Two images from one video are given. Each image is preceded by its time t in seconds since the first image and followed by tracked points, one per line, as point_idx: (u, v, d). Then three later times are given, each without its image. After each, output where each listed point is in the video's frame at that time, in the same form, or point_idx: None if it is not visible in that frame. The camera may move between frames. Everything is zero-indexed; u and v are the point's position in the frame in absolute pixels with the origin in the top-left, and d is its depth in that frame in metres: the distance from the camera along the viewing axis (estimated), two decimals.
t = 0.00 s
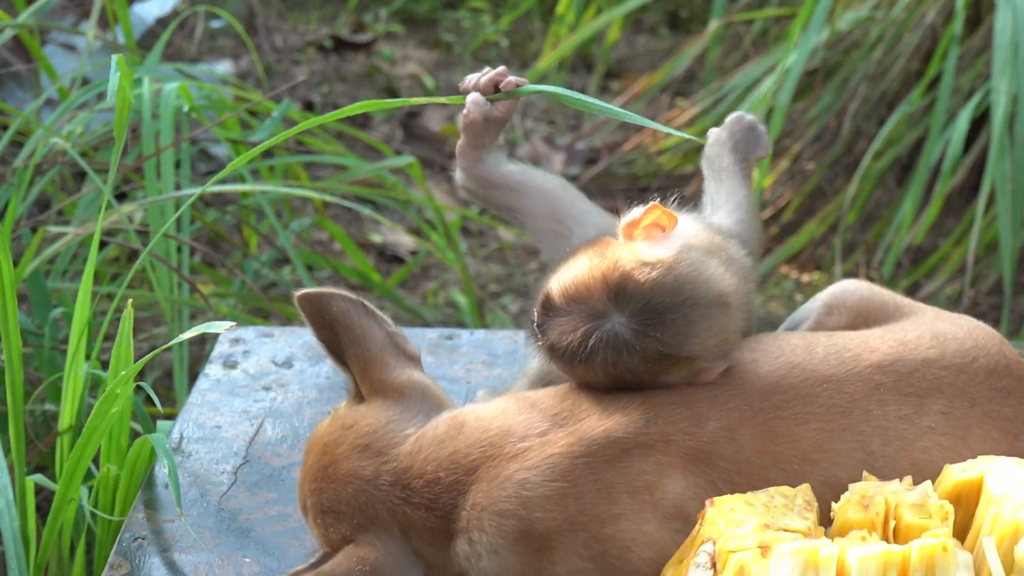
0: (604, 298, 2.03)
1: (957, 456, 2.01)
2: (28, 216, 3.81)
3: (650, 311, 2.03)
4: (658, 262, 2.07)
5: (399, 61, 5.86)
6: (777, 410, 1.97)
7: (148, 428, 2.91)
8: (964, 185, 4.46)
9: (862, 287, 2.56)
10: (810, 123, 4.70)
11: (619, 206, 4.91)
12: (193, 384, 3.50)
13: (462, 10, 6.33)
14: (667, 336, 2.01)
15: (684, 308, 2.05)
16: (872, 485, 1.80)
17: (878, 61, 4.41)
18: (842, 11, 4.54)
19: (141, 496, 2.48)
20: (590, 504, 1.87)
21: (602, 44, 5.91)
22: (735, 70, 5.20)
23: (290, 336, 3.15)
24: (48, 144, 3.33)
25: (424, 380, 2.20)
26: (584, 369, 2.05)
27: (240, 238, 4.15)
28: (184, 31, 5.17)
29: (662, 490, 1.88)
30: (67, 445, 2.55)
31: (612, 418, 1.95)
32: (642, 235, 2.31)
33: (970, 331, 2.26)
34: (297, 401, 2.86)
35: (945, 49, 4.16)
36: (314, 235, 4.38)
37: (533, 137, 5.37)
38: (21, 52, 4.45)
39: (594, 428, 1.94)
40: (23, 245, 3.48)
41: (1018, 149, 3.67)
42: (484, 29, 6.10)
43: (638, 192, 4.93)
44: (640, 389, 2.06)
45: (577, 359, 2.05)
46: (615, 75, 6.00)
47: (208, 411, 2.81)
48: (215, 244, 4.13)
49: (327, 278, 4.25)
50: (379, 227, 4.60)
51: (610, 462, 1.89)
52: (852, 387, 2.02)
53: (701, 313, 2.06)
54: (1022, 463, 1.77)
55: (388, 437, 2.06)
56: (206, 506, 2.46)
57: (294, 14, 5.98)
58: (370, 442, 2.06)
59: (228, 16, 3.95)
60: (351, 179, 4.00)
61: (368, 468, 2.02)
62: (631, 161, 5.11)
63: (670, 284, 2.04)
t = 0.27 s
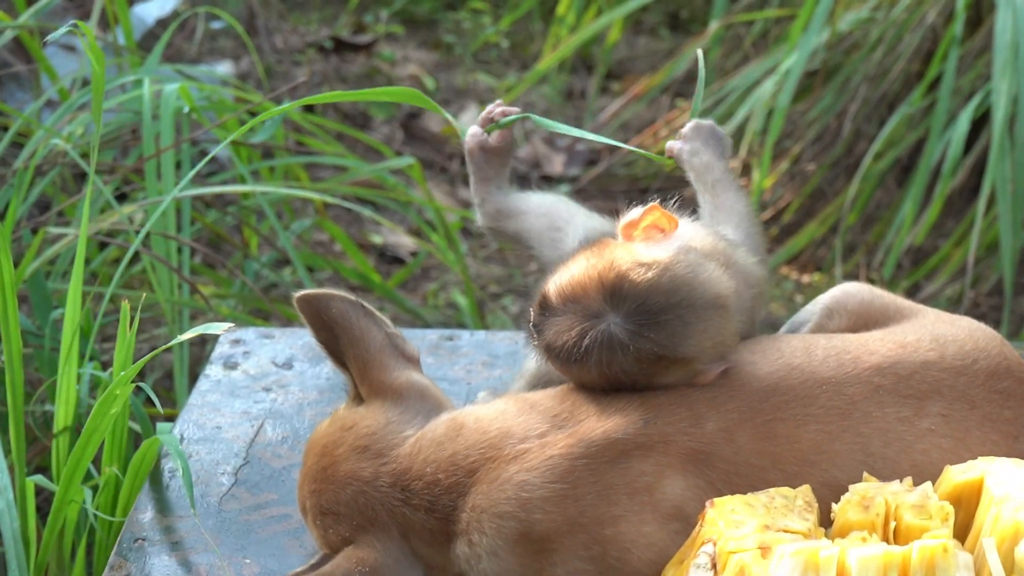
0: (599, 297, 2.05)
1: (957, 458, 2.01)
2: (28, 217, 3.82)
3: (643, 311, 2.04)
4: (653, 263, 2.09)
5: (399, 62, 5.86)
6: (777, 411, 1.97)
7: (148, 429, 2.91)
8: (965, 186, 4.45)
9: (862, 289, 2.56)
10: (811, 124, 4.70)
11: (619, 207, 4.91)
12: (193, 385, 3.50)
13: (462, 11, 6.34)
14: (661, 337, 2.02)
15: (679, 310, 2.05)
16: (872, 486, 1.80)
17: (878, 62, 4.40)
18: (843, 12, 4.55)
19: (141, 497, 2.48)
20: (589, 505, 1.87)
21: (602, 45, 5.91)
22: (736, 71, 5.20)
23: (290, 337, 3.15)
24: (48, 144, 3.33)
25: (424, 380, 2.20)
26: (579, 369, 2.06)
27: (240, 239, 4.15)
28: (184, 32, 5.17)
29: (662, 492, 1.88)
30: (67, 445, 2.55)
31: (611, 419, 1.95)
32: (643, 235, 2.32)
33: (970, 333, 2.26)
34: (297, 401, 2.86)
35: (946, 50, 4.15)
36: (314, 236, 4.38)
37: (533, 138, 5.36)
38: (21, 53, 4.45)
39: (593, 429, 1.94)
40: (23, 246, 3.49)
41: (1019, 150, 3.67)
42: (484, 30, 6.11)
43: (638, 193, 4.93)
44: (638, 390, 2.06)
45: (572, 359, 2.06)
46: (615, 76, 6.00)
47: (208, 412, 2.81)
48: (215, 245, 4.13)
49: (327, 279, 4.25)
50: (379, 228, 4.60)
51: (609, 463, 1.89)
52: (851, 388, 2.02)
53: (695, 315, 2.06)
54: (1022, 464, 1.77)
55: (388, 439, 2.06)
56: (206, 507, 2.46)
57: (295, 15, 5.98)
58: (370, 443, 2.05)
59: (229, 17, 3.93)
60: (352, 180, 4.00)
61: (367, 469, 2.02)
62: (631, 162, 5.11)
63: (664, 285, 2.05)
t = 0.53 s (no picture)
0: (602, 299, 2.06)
1: (958, 460, 2.01)
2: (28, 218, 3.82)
3: (643, 314, 2.05)
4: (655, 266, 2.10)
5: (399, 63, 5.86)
6: (777, 412, 1.97)
7: (147, 430, 2.91)
8: (965, 187, 4.45)
9: (863, 291, 2.56)
10: (811, 126, 4.70)
11: (619, 208, 4.91)
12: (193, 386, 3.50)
13: (462, 11, 6.34)
14: (661, 339, 2.02)
15: (679, 313, 2.05)
16: (872, 487, 1.80)
17: (878, 63, 4.41)
18: (843, 14, 4.55)
19: (141, 498, 2.48)
20: (589, 505, 1.86)
21: (602, 46, 5.92)
22: (736, 72, 5.20)
23: (290, 338, 3.15)
24: (49, 145, 3.33)
25: (424, 381, 2.20)
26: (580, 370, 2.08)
27: (241, 240, 4.15)
28: (184, 34, 5.17)
29: (662, 492, 1.88)
30: (67, 446, 2.55)
31: (612, 420, 1.95)
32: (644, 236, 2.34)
33: (971, 334, 2.26)
34: (298, 402, 2.86)
35: (946, 51, 4.16)
36: (315, 237, 4.38)
37: (533, 139, 5.37)
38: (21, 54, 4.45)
39: (593, 429, 1.94)
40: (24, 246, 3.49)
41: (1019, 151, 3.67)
42: (485, 31, 6.11)
43: (638, 194, 4.93)
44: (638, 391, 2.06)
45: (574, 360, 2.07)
46: (615, 77, 6.00)
47: (208, 413, 2.81)
48: (215, 246, 4.13)
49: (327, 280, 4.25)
50: (379, 229, 4.60)
51: (610, 464, 1.89)
52: (851, 390, 2.02)
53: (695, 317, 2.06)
54: (1023, 465, 1.77)
55: (388, 440, 2.06)
56: (206, 508, 2.46)
57: (295, 16, 5.99)
58: (371, 444, 2.05)
59: (229, 18, 3.91)
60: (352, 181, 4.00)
61: (367, 469, 2.02)
62: (631, 163, 5.11)
63: (665, 289, 2.06)
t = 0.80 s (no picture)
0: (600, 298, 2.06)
1: (958, 460, 2.01)
2: (28, 219, 3.82)
3: (643, 314, 2.05)
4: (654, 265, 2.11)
5: (399, 64, 5.86)
6: (777, 412, 1.97)
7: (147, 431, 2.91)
8: (965, 187, 4.45)
9: (863, 291, 2.56)
10: (811, 126, 4.71)
11: (619, 208, 4.91)
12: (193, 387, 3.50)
13: (462, 12, 6.34)
14: (659, 340, 2.02)
15: (678, 314, 2.06)
16: (872, 487, 1.80)
17: (878, 64, 4.41)
18: (843, 14, 4.55)
19: (141, 499, 2.48)
20: (589, 507, 1.86)
21: (602, 47, 5.92)
22: (736, 73, 5.20)
23: (291, 339, 3.15)
24: (49, 146, 3.32)
25: (425, 382, 2.20)
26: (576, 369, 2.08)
27: (241, 241, 4.15)
28: (184, 34, 5.17)
29: (662, 493, 1.88)
30: (68, 448, 2.54)
31: (612, 421, 1.95)
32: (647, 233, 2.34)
33: (971, 335, 2.26)
34: (298, 403, 2.87)
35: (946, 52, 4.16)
36: (315, 237, 4.38)
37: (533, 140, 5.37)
38: (21, 55, 4.44)
39: (593, 430, 1.94)
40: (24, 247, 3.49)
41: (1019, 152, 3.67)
42: (485, 32, 6.11)
43: (638, 195, 4.93)
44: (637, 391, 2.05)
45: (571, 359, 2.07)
46: (615, 78, 6.00)
47: (208, 413, 2.81)
48: (215, 247, 4.13)
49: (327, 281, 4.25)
50: (379, 230, 4.60)
51: (610, 465, 1.89)
52: (851, 390, 2.02)
53: (693, 320, 2.06)
54: (1023, 465, 1.77)
55: (389, 440, 2.06)
56: (206, 509, 2.45)
57: (295, 16, 5.99)
58: (371, 444, 2.05)
59: (228, 19, 3.89)
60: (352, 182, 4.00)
61: (368, 470, 2.02)
62: (631, 163, 5.12)
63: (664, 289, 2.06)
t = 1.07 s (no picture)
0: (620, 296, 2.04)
1: (958, 460, 2.01)
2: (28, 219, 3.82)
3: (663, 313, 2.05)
4: (673, 265, 2.11)
5: (399, 64, 5.86)
6: (777, 414, 1.97)
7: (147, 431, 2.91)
8: (965, 188, 4.45)
9: (862, 292, 2.56)
10: (811, 127, 4.71)
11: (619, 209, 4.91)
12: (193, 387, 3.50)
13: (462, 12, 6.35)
14: (680, 340, 2.03)
15: (696, 315, 2.07)
16: (873, 488, 1.80)
17: (878, 65, 4.41)
18: (843, 15, 4.56)
19: (140, 500, 2.48)
20: (590, 508, 1.86)
21: (602, 47, 5.92)
22: (736, 73, 5.21)
23: (291, 339, 3.15)
24: (49, 147, 3.32)
25: (427, 382, 2.20)
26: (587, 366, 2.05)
27: (241, 241, 4.15)
28: (185, 35, 5.17)
29: (663, 495, 1.88)
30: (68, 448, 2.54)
31: (613, 422, 1.95)
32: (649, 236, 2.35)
33: (970, 335, 2.26)
34: (298, 403, 2.87)
35: (946, 53, 4.16)
36: (315, 238, 4.38)
37: (534, 140, 5.37)
38: (21, 56, 4.44)
39: (593, 432, 1.94)
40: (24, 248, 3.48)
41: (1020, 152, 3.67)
42: (485, 32, 6.12)
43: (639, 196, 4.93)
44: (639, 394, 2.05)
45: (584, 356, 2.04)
46: (615, 78, 6.01)
47: (208, 414, 2.81)
48: (216, 247, 4.13)
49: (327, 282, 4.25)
50: (379, 230, 4.60)
51: (611, 466, 1.89)
52: (852, 390, 2.02)
53: (709, 322, 2.08)
54: (1023, 466, 1.76)
55: (390, 440, 2.06)
56: (206, 509, 2.45)
57: (295, 17, 5.99)
58: (372, 444, 2.05)
59: (228, 20, 3.89)
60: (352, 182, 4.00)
61: (368, 470, 2.02)
62: (631, 164, 5.12)
63: (686, 290, 2.07)
